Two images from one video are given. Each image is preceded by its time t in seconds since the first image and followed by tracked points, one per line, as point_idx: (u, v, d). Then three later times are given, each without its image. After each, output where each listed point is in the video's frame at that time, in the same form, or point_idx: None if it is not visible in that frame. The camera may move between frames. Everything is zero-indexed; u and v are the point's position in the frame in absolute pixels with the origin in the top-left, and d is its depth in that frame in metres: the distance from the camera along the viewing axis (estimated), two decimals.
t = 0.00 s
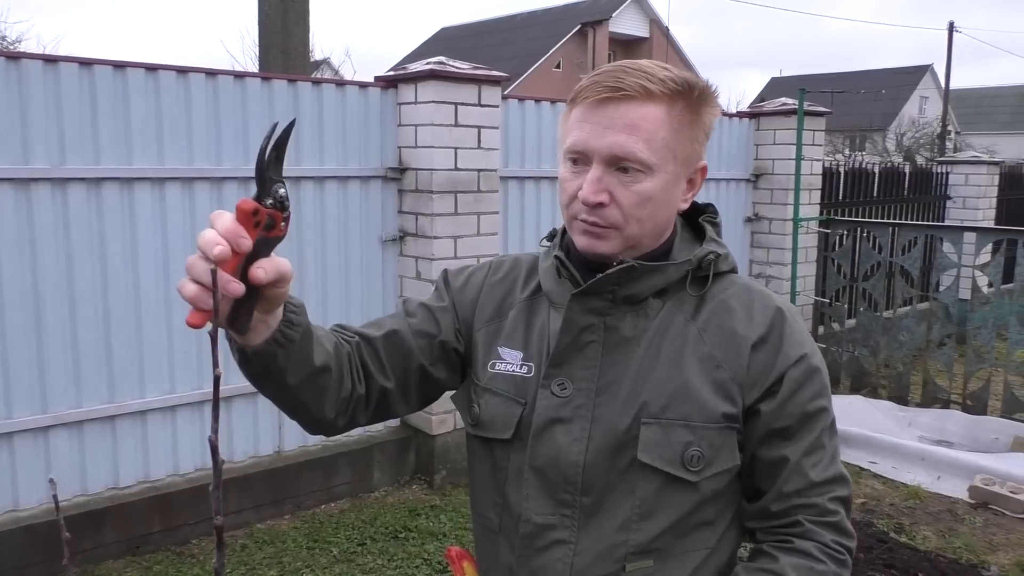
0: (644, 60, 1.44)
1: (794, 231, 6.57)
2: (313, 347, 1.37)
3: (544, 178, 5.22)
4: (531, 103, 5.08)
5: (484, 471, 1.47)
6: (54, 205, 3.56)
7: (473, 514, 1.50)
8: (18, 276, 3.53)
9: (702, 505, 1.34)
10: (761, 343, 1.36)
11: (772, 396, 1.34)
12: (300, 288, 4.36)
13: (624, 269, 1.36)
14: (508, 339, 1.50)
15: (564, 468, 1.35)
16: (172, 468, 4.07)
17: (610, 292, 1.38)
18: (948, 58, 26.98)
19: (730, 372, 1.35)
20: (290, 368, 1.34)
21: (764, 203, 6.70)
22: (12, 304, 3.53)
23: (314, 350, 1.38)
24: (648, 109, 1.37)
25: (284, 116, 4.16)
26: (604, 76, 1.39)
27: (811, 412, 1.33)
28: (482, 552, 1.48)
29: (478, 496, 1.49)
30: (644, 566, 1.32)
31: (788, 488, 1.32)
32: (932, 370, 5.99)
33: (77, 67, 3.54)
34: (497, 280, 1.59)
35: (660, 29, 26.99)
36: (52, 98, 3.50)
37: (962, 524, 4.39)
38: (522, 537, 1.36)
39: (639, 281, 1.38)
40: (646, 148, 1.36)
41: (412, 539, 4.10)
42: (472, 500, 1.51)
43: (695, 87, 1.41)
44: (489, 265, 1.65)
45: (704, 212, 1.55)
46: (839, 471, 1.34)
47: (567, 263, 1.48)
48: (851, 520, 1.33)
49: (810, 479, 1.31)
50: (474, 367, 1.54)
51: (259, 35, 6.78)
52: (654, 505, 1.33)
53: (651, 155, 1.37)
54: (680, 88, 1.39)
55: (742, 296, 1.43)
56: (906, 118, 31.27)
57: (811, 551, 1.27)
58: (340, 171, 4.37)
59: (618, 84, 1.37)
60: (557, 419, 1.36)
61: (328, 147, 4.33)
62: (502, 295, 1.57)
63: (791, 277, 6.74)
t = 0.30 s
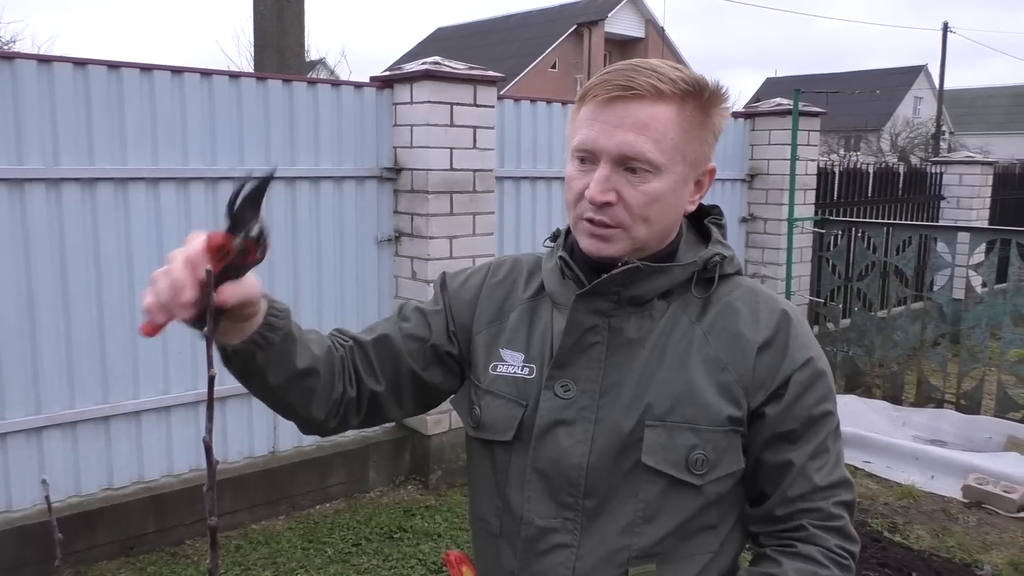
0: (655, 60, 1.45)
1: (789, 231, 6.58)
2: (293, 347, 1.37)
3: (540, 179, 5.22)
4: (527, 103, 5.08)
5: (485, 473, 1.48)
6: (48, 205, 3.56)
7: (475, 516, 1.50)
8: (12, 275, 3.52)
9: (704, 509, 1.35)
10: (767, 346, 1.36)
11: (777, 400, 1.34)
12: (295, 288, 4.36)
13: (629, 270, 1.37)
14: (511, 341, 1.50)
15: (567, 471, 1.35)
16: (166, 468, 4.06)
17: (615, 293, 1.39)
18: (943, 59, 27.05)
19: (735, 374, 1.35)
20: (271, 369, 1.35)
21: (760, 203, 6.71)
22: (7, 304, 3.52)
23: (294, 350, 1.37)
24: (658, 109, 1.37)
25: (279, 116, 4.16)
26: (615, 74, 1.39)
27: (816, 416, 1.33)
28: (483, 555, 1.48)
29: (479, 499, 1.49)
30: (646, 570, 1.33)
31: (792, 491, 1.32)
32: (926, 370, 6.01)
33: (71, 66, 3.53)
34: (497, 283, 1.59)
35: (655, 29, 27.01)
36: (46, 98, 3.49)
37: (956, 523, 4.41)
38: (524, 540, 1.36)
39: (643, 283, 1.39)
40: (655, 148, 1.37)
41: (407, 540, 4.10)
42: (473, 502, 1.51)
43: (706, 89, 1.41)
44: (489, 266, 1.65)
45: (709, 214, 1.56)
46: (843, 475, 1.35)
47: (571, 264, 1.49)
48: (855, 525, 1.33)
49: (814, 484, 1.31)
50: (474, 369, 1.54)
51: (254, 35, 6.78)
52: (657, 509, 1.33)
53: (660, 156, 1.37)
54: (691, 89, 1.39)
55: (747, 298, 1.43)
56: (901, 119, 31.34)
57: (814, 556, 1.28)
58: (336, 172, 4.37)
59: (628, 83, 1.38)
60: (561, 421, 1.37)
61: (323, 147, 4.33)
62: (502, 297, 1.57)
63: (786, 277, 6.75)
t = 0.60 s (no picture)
0: (663, 58, 1.44)
1: (786, 229, 6.59)
2: (280, 328, 1.40)
3: (537, 177, 5.22)
4: (524, 102, 5.08)
5: (486, 472, 1.48)
6: (44, 204, 3.55)
7: (476, 515, 1.50)
8: (8, 275, 3.51)
9: (704, 511, 1.35)
10: (769, 347, 1.36)
11: (779, 402, 1.34)
12: (292, 286, 4.35)
13: (631, 270, 1.37)
14: (513, 339, 1.50)
15: (566, 470, 1.35)
16: (162, 467, 4.05)
17: (617, 293, 1.39)
18: (938, 58, 27.10)
19: (737, 376, 1.35)
20: (254, 349, 1.38)
21: (756, 202, 6.72)
22: (3, 303, 3.51)
23: (280, 333, 1.40)
24: (664, 108, 1.37)
25: (276, 115, 4.15)
26: (622, 72, 1.39)
27: (819, 420, 1.33)
28: (483, 553, 1.48)
29: (480, 497, 1.49)
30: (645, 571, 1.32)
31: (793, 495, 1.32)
32: (923, 368, 6.02)
33: (67, 64, 3.52)
34: (501, 280, 1.59)
35: (651, 28, 27.01)
36: (41, 97, 3.48)
37: (952, 522, 4.42)
38: (523, 539, 1.36)
39: (645, 283, 1.39)
40: (658, 147, 1.36)
41: (405, 539, 4.10)
42: (474, 501, 1.51)
43: (713, 88, 1.41)
44: (496, 261, 1.64)
45: (716, 214, 1.56)
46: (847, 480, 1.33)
47: (573, 263, 1.49)
48: (859, 530, 1.32)
49: (816, 488, 1.31)
50: (477, 366, 1.54)
51: (250, 34, 6.76)
52: (657, 510, 1.33)
53: (665, 155, 1.37)
54: (698, 88, 1.39)
55: (751, 299, 1.43)
56: (896, 118, 31.40)
57: (815, 560, 1.27)
58: (333, 171, 4.37)
59: (635, 81, 1.37)
60: (561, 420, 1.37)
61: (320, 145, 4.32)
62: (506, 294, 1.57)
63: (782, 275, 6.76)
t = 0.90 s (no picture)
0: (662, 57, 1.45)
1: (785, 229, 6.60)
2: (283, 296, 1.37)
3: (537, 177, 5.22)
4: (523, 101, 5.08)
5: (484, 470, 1.48)
6: (44, 204, 3.55)
7: (474, 513, 1.51)
8: (8, 274, 3.51)
9: (700, 512, 1.35)
10: (767, 350, 1.37)
11: (776, 405, 1.34)
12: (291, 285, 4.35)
13: (628, 273, 1.37)
14: (516, 337, 1.50)
15: (561, 470, 1.36)
16: (162, 466, 4.05)
17: (615, 294, 1.39)
18: (937, 58, 27.12)
19: (734, 379, 1.35)
20: (255, 317, 1.35)
21: (755, 201, 6.73)
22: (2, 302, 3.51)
23: (283, 301, 1.37)
24: (660, 108, 1.37)
25: (276, 114, 4.15)
26: (619, 71, 1.39)
27: (816, 423, 1.33)
28: (480, 551, 1.49)
29: (478, 496, 1.50)
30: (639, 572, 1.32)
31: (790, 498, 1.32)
32: (921, 368, 6.03)
33: (67, 64, 3.52)
34: (509, 277, 1.60)
35: (650, 27, 27.01)
36: (41, 97, 3.48)
37: (950, 522, 4.42)
38: (518, 538, 1.37)
39: (643, 284, 1.39)
40: (655, 146, 1.37)
41: (404, 538, 4.10)
42: (473, 499, 1.52)
43: (711, 88, 1.41)
44: (504, 258, 1.65)
45: (717, 214, 1.56)
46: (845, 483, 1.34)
47: (573, 263, 1.49)
48: (857, 534, 1.32)
49: (813, 492, 1.31)
50: (482, 362, 1.54)
51: (250, 33, 6.76)
52: (652, 511, 1.34)
53: (661, 155, 1.37)
54: (695, 88, 1.39)
55: (751, 301, 1.43)
56: (895, 117, 31.43)
57: (812, 564, 1.27)
58: (333, 170, 4.37)
59: (631, 80, 1.38)
60: (557, 421, 1.38)
61: (320, 144, 4.32)
62: (513, 291, 1.57)
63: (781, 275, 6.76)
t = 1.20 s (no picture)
0: (674, 58, 1.45)
1: (784, 229, 6.60)
2: (267, 305, 1.40)
3: (536, 177, 5.23)
4: (523, 101, 5.08)
5: (486, 470, 1.48)
6: (43, 203, 3.55)
7: (474, 513, 1.51)
8: (7, 273, 3.51)
9: (704, 513, 1.35)
10: (771, 350, 1.37)
11: (780, 405, 1.35)
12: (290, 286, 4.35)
13: (633, 271, 1.37)
14: (516, 338, 1.50)
15: (565, 471, 1.36)
16: (161, 465, 4.05)
17: (620, 293, 1.39)
18: (936, 58, 27.13)
19: (738, 379, 1.36)
20: (240, 325, 1.38)
21: (754, 201, 6.73)
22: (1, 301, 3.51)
23: (268, 310, 1.40)
24: (672, 110, 1.37)
25: (275, 115, 4.15)
26: (631, 71, 1.39)
27: (819, 423, 1.33)
28: (481, 551, 1.49)
29: (479, 498, 1.49)
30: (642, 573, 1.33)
31: (794, 499, 1.32)
32: (920, 368, 6.04)
33: (66, 64, 3.52)
34: (503, 279, 1.60)
35: (649, 27, 27.01)
36: (40, 95, 3.48)
37: (949, 522, 4.43)
38: (520, 539, 1.37)
39: (648, 284, 1.39)
40: (665, 148, 1.37)
41: (403, 538, 4.10)
42: (473, 500, 1.52)
43: (722, 91, 1.41)
44: (498, 259, 1.65)
45: (719, 216, 1.55)
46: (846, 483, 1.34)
47: (575, 264, 1.48)
48: (858, 534, 1.33)
49: (816, 492, 1.31)
50: (480, 363, 1.54)
51: (250, 32, 6.76)
52: (656, 511, 1.34)
53: (671, 157, 1.37)
54: (708, 91, 1.39)
55: (754, 301, 1.43)
56: (894, 118, 31.46)
57: (815, 564, 1.28)
58: (332, 170, 4.37)
59: (644, 81, 1.38)
60: (560, 420, 1.38)
61: (319, 145, 4.33)
62: (508, 292, 1.57)
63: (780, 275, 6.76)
